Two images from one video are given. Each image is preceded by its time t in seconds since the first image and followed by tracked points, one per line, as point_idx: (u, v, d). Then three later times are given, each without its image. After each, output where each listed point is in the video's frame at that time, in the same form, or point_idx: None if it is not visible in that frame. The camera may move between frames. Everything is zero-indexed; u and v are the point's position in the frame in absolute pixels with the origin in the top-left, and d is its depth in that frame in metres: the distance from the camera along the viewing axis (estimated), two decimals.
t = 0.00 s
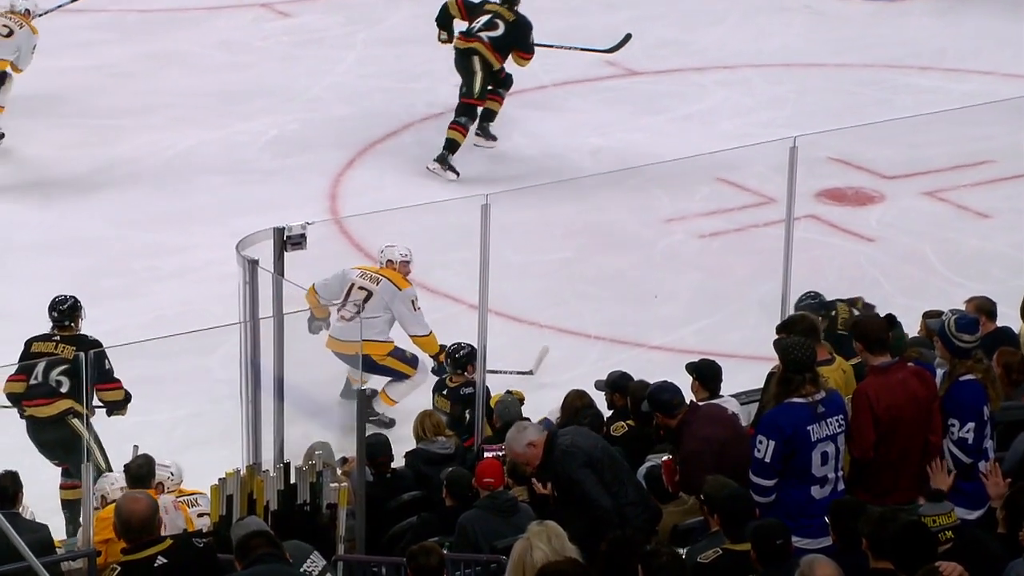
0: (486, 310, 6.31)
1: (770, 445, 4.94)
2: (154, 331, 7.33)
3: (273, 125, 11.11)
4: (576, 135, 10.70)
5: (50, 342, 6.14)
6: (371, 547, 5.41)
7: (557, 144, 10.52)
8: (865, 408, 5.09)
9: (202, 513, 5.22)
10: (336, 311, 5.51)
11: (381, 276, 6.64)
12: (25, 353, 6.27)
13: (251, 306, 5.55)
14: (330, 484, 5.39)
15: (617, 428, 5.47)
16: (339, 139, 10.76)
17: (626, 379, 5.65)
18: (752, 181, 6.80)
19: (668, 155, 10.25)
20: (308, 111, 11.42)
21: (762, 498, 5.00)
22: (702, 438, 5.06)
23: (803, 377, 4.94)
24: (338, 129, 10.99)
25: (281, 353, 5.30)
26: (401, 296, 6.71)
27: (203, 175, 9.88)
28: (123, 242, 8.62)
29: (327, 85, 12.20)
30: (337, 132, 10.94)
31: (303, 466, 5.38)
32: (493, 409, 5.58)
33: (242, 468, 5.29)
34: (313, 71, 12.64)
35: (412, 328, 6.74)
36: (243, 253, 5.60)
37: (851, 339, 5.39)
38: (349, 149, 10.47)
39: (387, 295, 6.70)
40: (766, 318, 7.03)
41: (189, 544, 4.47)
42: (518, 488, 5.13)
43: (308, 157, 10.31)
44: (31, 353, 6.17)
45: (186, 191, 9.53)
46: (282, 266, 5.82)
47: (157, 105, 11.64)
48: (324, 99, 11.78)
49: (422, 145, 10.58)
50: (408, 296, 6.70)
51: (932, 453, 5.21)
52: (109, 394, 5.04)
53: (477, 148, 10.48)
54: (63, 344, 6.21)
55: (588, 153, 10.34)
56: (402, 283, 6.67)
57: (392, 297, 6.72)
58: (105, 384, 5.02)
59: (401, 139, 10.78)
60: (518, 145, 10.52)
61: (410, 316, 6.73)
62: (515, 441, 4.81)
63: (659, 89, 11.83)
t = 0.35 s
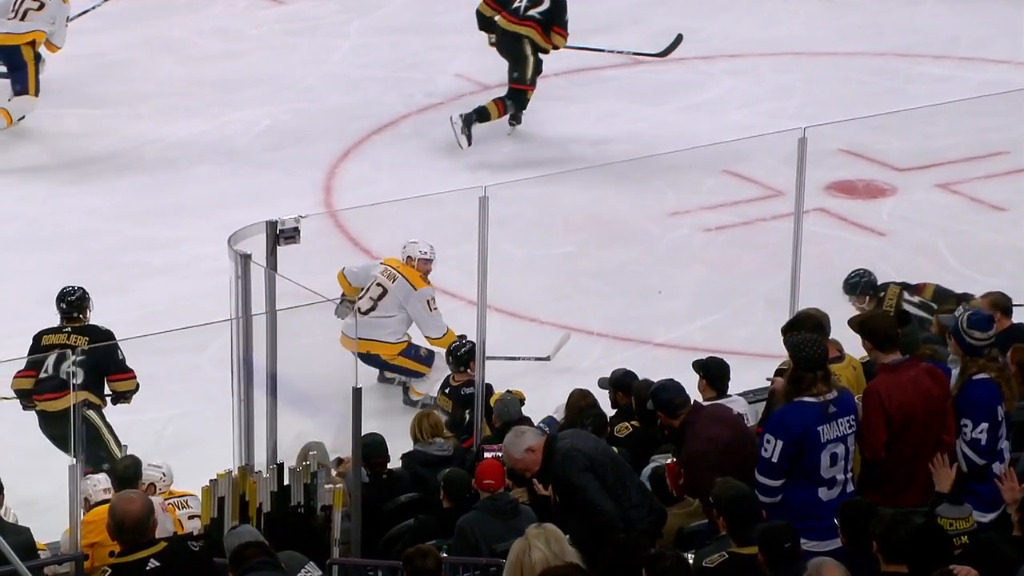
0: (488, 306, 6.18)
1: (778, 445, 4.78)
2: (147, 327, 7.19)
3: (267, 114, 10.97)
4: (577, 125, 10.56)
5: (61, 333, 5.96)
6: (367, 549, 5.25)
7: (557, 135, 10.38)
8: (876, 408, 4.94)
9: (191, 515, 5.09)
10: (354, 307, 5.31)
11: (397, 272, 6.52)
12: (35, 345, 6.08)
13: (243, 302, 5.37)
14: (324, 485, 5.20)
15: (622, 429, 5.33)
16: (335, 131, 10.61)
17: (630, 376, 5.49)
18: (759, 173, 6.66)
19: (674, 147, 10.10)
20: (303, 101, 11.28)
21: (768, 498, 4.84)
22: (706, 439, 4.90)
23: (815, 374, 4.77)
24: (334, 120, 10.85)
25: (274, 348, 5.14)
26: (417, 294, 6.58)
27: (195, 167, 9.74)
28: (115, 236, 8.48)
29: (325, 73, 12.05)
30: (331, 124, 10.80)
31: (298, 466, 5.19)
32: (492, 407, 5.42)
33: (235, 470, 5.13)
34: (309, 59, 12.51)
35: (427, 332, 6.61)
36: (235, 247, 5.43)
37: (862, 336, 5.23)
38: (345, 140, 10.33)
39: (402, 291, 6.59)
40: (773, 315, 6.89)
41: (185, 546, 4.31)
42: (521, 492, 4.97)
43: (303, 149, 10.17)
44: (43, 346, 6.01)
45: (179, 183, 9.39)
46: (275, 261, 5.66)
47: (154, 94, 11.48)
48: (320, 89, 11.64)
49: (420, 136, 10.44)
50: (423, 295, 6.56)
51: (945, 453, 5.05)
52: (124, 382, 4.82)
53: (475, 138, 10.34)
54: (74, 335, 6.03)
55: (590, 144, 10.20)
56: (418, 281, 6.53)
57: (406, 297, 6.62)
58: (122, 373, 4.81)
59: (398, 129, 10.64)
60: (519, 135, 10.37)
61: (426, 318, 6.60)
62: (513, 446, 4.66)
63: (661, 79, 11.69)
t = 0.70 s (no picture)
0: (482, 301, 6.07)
1: (786, 445, 4.60)
2: (137, 321, 7.03)
3: (258, 105, 10.79)
4: (574, 114, 10.40)
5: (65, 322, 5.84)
6: (360, 553, 5.07)
7: (555, 124, 10.21)
8: (887, 406, 4.76)
9: (177, 519, 4.83)
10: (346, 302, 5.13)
11: (410, 268, 6.48)
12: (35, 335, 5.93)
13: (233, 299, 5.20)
14: (316, 488, 5.03)
15: (624, 430, 5.12)
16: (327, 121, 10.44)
17: (634, 374, 5.32)
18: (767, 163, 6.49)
19: (677, 136, 9.91)
20: (294, 90, 11.11)
21: (775, 499, 4.66)
22: (710, 440, 4.71)
23: (826, 373, 4.58)
24: (327, 110, 10.67)
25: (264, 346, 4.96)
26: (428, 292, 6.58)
27: (184, 158, 9.56)
28: (103, 229, 8.31)
29: (316, 62, 11.88)
30: (323, 113, 10.63)
31: (289, 468, 5.01)
32: (491, 406, 5.24)
33: (223, 472, 4.93)
34: (299, 47, 12.33)
35: (436, 330, 6.62)
36: (224, 242, 5.25)
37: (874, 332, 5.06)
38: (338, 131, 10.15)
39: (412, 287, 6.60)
40: (781, 311, 6.72)
41: (176, 549, 4.13)
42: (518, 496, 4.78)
43: (295, 139, 9.99)
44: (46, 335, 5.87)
45: (170, 174, 9.21)
46: (266, 255, 5.48)
47: (146, 78, 11.32)
48: (313, 78, 11.46)
49: (414, 127, 10.27)
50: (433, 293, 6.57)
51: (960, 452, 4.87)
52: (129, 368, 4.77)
53: (471, 129, 10.17)
54: (76, 322, 5.90)
55: (588, 133, 10.04)
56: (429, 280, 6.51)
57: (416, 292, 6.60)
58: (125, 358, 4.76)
59: (391, 120, 10.47)
60: (515, 125, 10.20)
61: (434, 316, 6.61)
62: (509, 452, 4.49)
63: (659, 67, 11.52)
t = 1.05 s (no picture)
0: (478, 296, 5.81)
1: (796, 448, 4.34)
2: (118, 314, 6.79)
3: (247, 87, 10.56)
4: (572, 99, 10.17)
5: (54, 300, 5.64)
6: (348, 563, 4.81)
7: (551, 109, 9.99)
8: (902, 407, 4.51)
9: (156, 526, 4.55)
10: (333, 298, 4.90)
11: (413, 260, 6.20)
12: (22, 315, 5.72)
13: (214, 294, 4.95)
14: (303, 493, 4.72)
15: (626, 433, 4.88)
16: (317, 105, 10.21)
17: (638, 372, 5.06)
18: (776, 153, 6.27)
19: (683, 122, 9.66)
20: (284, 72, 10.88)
21: (784, 505, 4.41)
22: (713, 443, 4.47)
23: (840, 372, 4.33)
24: (318, 94, 10.44)
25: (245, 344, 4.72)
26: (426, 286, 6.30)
27: (169, 143, 9.34)
28: (85, 220, 8.08)
29: (306, 44, 11.64)
30: (313, 97, 10.40)
31: (275, 471, 4.73)
32: (487, 406, 5.00)
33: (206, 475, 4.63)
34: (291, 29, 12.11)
35: (436, 327, 6.34)
36: (206, 234, 5.00)
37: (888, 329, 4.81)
38: (329, 116, 9.92)
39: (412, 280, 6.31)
40: (791, 309, 6.46)
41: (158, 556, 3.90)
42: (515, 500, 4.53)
43: (284, 123, 9.77)
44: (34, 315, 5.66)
45: (155, 163, 8.98)
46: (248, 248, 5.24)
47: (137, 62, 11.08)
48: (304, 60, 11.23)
49: (408, 112, 10.04)
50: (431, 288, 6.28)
51: (979, 455, 4.62)
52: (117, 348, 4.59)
53: (467, 115, 9.94)
54: (65, 300, 5.69)
55: (587, 119, 9.82)
56: (428, 274, 6.24)
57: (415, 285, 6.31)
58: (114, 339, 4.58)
59: (384, 105, 10.23)
60: (511, 112, 9.98)
61: (432, 313, 6.33)
62: (505, 461, 4.33)
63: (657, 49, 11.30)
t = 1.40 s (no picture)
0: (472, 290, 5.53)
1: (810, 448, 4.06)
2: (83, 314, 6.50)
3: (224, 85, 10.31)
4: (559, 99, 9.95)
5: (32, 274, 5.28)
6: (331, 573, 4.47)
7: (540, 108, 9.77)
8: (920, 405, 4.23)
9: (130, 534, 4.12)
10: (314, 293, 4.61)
11: (404, 246, 6.08)
12: None
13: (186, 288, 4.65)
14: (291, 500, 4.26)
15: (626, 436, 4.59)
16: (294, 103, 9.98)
17: (638, 367, 4.77)
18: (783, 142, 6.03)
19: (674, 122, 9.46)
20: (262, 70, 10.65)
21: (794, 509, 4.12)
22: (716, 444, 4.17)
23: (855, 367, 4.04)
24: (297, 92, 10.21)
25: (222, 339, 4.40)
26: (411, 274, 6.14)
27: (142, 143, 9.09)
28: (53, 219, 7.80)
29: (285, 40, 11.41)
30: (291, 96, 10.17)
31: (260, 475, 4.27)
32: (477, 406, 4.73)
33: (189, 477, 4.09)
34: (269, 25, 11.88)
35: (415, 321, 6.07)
36: (179, 225, 4.71)
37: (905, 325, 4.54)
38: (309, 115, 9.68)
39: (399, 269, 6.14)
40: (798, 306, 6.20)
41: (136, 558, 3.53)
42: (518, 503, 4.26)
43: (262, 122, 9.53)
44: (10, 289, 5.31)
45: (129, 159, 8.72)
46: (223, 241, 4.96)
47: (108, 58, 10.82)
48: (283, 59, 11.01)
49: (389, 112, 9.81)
50: (415, 278, 6.13)
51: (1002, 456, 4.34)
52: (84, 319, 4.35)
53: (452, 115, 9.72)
54: (45, 275, 5.32)
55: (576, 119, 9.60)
56: (416, 262, 6.11)
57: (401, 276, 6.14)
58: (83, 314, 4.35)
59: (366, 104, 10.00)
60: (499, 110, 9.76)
61: (416, 304, 6.12)
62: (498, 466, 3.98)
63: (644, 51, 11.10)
